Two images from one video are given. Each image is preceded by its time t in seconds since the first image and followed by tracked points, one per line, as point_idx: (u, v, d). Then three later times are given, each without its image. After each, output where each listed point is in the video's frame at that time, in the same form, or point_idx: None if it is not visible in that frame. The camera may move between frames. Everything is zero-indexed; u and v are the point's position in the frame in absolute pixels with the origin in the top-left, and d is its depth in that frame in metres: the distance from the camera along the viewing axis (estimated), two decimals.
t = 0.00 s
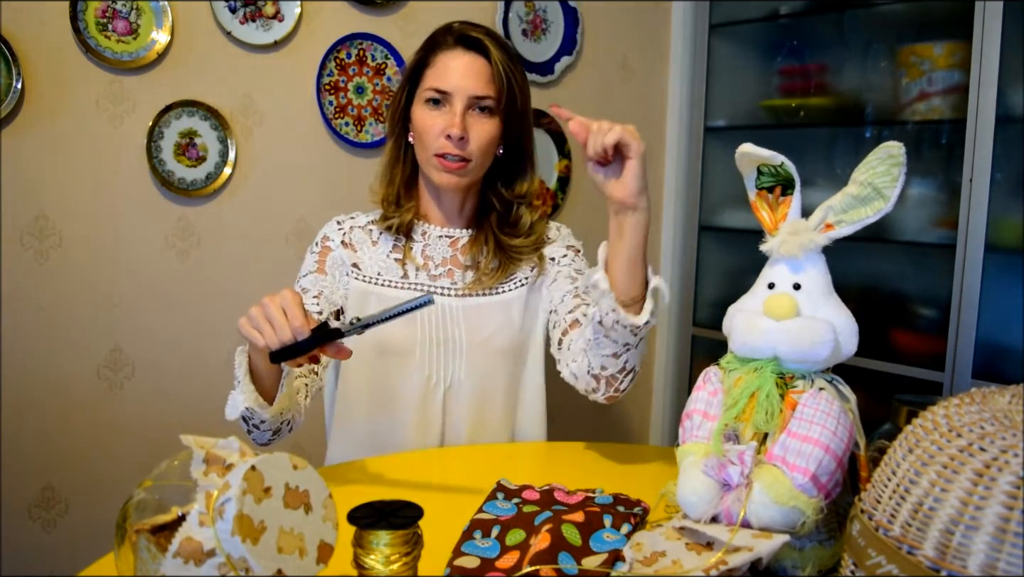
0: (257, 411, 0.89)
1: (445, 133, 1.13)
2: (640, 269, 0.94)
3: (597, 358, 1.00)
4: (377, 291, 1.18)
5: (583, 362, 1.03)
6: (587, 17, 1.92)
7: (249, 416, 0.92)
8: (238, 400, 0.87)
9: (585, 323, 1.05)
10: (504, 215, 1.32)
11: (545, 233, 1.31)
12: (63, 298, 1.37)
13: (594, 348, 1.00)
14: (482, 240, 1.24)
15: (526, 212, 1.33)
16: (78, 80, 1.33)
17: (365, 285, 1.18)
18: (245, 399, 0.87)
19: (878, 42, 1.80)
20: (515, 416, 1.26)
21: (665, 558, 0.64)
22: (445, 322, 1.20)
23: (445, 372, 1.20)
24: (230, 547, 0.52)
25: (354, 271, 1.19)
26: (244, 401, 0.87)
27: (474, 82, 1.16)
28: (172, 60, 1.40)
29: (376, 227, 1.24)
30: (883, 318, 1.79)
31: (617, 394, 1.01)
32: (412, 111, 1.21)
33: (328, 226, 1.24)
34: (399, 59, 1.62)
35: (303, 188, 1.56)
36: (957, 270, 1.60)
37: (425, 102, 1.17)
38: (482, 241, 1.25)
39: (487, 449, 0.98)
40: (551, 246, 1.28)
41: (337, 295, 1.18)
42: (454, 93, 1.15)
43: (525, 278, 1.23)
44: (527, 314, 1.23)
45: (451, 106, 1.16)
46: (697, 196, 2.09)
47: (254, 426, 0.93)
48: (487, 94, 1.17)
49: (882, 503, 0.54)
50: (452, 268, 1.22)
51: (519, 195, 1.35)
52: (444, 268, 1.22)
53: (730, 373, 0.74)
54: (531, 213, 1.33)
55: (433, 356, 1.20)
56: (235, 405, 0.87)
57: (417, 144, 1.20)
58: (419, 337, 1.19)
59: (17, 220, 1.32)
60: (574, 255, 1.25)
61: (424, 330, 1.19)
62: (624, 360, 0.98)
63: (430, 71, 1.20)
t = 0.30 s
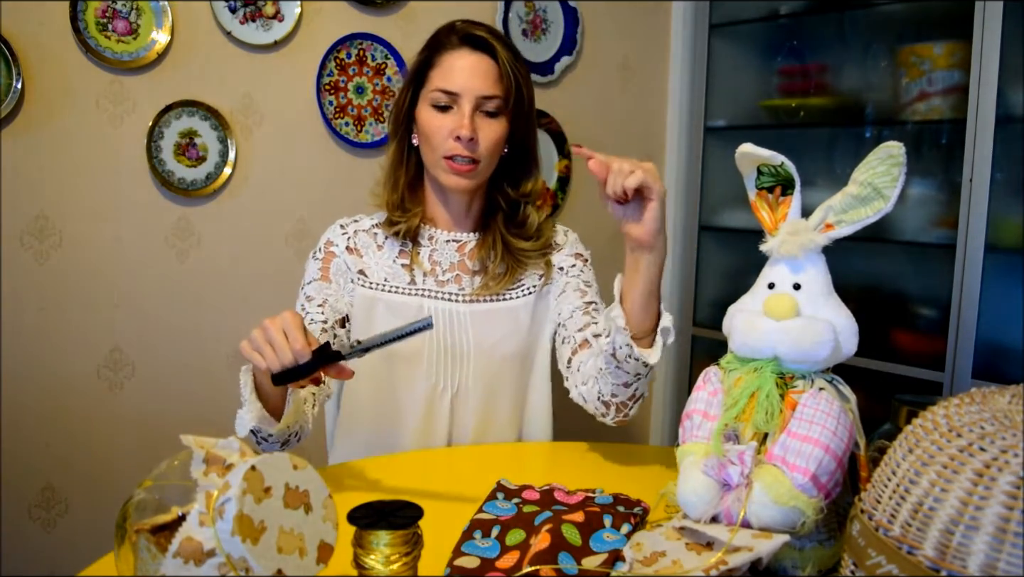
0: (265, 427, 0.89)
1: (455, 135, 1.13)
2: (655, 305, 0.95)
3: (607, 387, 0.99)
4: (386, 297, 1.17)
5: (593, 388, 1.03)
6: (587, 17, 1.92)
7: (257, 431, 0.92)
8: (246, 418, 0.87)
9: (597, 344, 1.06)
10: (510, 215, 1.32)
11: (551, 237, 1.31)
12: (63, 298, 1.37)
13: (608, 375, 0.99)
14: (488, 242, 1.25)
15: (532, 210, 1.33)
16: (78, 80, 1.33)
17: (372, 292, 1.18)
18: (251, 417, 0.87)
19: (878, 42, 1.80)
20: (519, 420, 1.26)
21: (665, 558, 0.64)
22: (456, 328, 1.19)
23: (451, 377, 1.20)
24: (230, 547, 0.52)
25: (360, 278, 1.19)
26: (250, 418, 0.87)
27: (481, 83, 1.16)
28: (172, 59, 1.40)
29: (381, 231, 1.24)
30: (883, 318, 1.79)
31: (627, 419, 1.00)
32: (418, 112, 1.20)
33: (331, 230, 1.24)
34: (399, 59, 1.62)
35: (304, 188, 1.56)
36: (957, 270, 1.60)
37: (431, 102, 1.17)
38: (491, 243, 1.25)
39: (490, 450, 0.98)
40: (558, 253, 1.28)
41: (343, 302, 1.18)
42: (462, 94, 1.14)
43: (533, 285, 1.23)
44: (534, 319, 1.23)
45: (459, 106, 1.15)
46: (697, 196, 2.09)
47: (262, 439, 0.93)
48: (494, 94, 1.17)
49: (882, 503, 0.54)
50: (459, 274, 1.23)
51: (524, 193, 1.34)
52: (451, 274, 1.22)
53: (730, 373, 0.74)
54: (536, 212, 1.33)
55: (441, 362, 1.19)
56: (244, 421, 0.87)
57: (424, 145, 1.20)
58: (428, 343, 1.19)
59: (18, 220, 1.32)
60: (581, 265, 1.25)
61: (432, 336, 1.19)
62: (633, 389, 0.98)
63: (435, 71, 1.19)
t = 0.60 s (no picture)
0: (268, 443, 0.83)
1: (455, 136, 1.13)
2: (639, 294, 0.94)
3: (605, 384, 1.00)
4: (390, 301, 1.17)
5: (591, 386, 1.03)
6: (587, 17, 1.92)
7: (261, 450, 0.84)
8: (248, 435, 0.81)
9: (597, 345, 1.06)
10: (513, 217, 1.33)
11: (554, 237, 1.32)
12: (63, 298, 1.37)
13: (605, 371, 0.99)
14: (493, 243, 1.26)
15: (535, 212, 1.33)
16: (78, 80, 1.33)
17: (375, 296, 1.17)
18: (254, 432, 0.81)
19: (878, 42, 1.80)
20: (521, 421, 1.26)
21: (665, 558, 0.64)
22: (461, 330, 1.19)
23: (453, 379, 1.20)
24: (230, 547, 0.52)
25: (362, 281, 1.19)
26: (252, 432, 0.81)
27: (482, 83, 1.15)
28: (172, 59, 1.40)
29: (384, 231, 1.24)
30: (883, 318, 1.79)
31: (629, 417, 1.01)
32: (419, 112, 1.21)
33: (333, 231, 1.24)
34: (399, 59, 1.62)
35: (304, 188, 1.56)
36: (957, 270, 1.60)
37: (432, 103, 1.17)
38: (495, 245, 1.25)
39: (491, 450, 0.98)
40: (561, 252, 1.29)
41: (346, 307, 1.18)
42: (462, 94, 1.15)
43: (537, 285, 1.24)
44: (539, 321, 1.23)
45: (459, 107, 1.15)
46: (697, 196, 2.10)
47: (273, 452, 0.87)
48: (495, 94, 1.17)
49: (882, 503, 0.54)
50: (463, 275, 1.23)
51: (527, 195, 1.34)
52: (455, 275, 1.22)
53: (730, 373, 0.74)
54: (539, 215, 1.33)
55: (444, 365, 1.19)
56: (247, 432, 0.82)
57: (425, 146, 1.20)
58: (431, 348, 1.18)
59: (17, 220, 1.32)
60: (585, 263, 1.26)
61: (434, 339, 1.18)
62: (631, 382, 0.99)
63: (436, 72, 1.19)
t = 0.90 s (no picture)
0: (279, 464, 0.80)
1: (455, 140, 1.14)
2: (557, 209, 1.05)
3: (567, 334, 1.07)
4: (393, 303, 1.18)
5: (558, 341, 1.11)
6: (587, 17, 1.92)
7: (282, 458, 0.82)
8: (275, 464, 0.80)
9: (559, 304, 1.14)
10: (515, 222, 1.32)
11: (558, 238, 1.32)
12: (63, 298, 1.37)
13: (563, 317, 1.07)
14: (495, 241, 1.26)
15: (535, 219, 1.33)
16: (78, 81, 1.33)
17: (376, 297, 1.18)
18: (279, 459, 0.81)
19: (878, 42, 1.80)
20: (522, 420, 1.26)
21: (665, 558, 0.64)
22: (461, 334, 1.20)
23: (454, 381, 1.20)
24: (230, 547, 0.52)
25: (363, 283, 1.19)
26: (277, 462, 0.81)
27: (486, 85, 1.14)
28: (172, 59, 1.40)
29: (387, 231, 1.24)
30: (883, 318, 1.79)
31: (598, 363, 1.07)
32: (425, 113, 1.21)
33: (335, 233, 1.24)
34: (399, 59, 1.62)
35: (304, 189, 1.56)
36: (957, 270, 1.60)
37: (436, 104, 1.17)
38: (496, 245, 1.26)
39: (491, 450, 0.98)
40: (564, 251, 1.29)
41: (347, 312, 1.18)
42: (465, 97, 1.14)
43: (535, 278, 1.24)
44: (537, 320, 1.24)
45: (462, 110, 1.15)
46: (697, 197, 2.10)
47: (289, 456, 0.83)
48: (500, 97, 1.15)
49: (882, 503, 0.54)
50: (464, 276, 1.23)
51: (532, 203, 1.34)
52: (456, 276, 1.22)
53: (730, 373, 0.74)
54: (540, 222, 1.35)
55: (443, 366, 1.19)
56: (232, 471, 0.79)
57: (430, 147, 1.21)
58: (430, 349, 1.18)
59: (17, 220, 1.32)
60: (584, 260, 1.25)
61: (434, 341, 1.18)
62: (590, 323, 1.05)
63: (443, 72, 1.19)
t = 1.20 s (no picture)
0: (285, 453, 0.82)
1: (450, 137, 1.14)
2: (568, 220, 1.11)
3: (574, 333, 1.08)
4: (394, 305, 1.17)
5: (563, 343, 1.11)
6: (587, 17, 1.92)
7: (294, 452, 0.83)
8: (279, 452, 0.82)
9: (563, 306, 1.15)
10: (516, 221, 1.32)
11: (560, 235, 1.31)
12: (63, 298, 1.37)
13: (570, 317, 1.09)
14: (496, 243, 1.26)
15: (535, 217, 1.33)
16: (78, 81, 1.33)
17: (377, 299, 1.17)
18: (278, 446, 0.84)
19: (878, 42, 1.80)
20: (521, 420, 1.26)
21: (665, 558, 0.64)
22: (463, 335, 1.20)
23: (455, 383, 1.20)
24: (230, 547, 0.52)
25: (363, 285, 1.19)
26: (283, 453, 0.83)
27: (479, 82, 1.15)
28: (172, 59, 1.40)
29: (387, 232, 1.23)
30: (883, 318, 1.79)
31: (605, 361, 1.07)
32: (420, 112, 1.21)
33: (333, 233, 1.23)
34: (399, 59, 1.62)
35: (303, 188, 1.56)
36: (957, 270, 1.60)
37: (431, 103, 1.17)
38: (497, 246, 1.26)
39: (491, 450, 0.98)
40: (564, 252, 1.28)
41: (345, 314, 1.17)
42: (458, 95, 1.14)
43: (535, 282, 1.25)
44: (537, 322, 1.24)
45: (456, 107, 1.15)
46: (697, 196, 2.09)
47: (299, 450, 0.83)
48: (493, 95, 1.16)
49: (882, 503, 0.54)
50: (465, 278, 1.23)
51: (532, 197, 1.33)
52: (457, 278, 1.22)
53: (730, 373, 0.74)
54: (539, 218, 1.33)
55: (444, 368, 1.19)
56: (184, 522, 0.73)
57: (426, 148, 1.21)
58: (431, 351, 1.18)
59: (17, 220, 1.32)
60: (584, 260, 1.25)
61: (435, 343, 1.19)
62: (596, 321, 1.07)
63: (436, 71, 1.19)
